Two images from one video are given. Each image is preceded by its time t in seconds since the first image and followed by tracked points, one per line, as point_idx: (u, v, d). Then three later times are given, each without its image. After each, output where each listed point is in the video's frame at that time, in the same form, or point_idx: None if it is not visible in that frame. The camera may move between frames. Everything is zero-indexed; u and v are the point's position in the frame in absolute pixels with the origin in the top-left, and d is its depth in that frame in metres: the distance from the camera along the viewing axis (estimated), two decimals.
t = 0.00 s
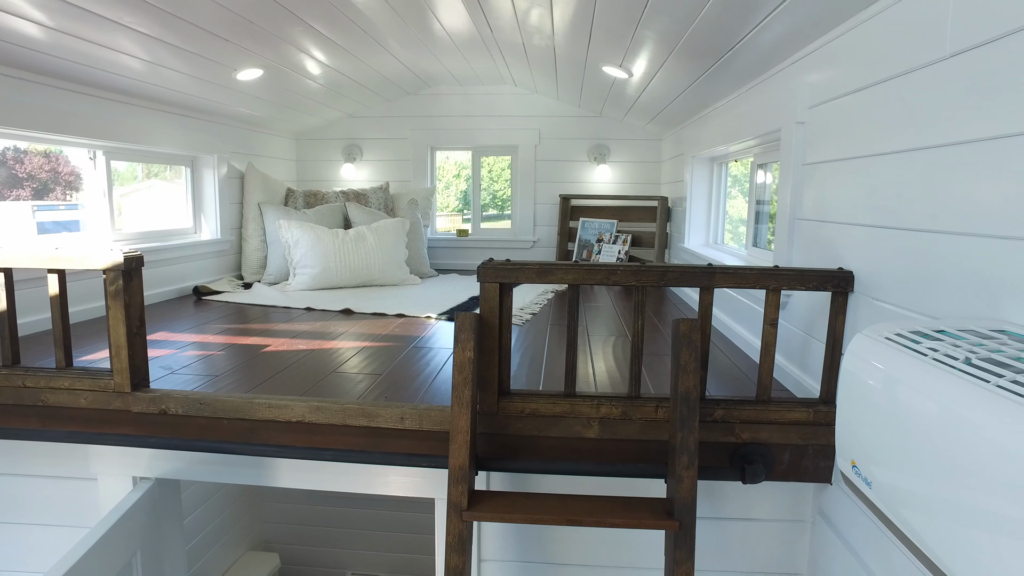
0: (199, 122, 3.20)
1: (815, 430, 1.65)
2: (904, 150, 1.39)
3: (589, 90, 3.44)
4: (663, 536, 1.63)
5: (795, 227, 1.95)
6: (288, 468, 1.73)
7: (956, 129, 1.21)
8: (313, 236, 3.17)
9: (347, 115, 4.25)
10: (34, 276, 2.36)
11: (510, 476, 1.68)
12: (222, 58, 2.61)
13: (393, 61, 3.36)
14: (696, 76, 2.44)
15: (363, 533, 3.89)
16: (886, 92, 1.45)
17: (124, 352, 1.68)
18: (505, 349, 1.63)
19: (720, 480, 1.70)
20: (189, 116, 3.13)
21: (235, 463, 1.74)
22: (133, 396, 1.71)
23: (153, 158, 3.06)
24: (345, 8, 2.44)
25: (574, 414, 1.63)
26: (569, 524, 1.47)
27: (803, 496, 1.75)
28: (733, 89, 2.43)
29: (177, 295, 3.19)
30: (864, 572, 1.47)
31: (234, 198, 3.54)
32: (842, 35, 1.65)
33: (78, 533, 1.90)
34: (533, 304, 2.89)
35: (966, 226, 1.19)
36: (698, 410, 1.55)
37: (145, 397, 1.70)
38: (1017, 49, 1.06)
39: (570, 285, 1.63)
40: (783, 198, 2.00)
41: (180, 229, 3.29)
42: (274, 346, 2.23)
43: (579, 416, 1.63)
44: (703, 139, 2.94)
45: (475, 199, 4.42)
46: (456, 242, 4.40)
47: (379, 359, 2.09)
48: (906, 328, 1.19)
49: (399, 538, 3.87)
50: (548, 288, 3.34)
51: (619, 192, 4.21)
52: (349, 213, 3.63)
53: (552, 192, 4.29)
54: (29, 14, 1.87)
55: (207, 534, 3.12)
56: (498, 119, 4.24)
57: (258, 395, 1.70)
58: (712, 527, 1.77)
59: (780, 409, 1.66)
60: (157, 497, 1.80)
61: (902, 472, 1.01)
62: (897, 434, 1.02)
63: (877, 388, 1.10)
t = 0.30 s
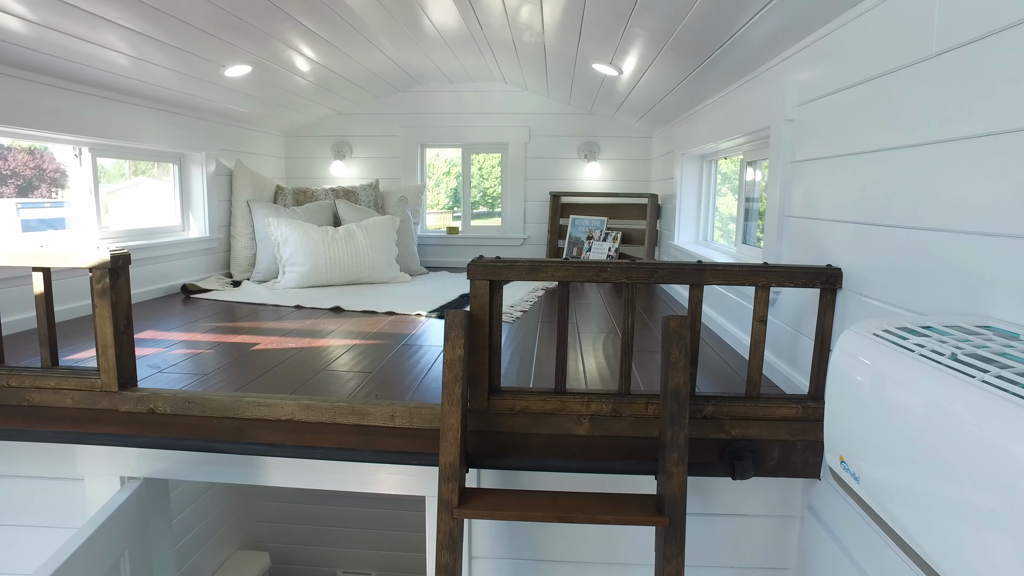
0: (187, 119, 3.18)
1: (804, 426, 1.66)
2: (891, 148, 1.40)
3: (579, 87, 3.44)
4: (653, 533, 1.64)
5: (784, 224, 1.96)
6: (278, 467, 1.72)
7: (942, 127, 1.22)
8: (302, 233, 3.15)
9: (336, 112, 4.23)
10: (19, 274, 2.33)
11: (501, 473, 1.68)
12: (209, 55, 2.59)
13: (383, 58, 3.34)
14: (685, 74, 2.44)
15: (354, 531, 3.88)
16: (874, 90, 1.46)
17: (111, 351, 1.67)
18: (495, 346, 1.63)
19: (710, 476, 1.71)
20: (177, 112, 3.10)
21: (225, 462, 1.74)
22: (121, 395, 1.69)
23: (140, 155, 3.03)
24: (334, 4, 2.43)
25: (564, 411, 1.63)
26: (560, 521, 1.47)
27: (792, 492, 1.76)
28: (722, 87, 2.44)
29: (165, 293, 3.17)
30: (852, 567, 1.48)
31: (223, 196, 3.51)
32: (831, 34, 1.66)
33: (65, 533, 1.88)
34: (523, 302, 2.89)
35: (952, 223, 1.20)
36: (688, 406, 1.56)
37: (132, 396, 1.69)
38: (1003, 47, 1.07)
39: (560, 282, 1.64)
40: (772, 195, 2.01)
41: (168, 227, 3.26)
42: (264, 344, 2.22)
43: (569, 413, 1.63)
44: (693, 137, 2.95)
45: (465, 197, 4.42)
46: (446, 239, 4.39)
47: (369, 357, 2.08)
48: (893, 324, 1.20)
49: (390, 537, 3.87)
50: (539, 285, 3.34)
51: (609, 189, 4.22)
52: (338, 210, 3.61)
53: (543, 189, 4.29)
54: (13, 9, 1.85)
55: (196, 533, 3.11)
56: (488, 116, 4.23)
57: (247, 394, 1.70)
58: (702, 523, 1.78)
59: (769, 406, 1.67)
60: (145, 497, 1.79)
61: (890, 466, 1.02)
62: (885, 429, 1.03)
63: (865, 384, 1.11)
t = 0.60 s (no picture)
0: (172, 115, 3.15)
1: (791, 421, 1.67)
2: (877, 145, 1.41)
3: (567, 84, 3.44)
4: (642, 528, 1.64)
5: (771, 221, 1.97)
6: (266, 465, 1.71)
7: (927, 125, 1.23)
8: (290, 231, 3.14)
9: (323, 109, 4.21)
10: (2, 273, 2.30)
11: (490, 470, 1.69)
12: (195, 51, 2.57)
13: (371, 55, 3.33)
14: (673, 71, 2.45)
15: (343, 529, 3.87)
16: (861, 87, 1.47)
17: (95, 350, 1.65)
18: (484, 344, 1.63)
19: (698, 471, 1.72)
20: (162, 108, 3.07)
21: (212, 460, 1.72)
22: (105, 394, 1.68)
23: (124, 151, 3.00)
24: None
25: (553, 407, 1.64)
26: (549, 517, 1.47)
27: (779, 487, 1.78)
28: (709, 84, 2.45)
29: (150, 291, 3.14)
30: (838, 560, 1.50)
31: (209, 193, 3.49)
32: (817, 32, 1.66)
33: (49, 534, 1.86)
34: (511, 299, 2.90)
35: (937, 220, 1.21)
36: (677, 402, 1.57)
37: (117, 395, 1.67)
38: (987, 46, 1.08)
39: (548, 279, 1.64)
40: (760, 192, 2.02)
41: (153, 225, 3.23)
42: (251, 342, 2.21)
43: (558, 410, 1.64)
44: (681, 134, 2.96)
45: (453, 194, 4.41)
46: (435, 236, 4.38)
47: (358, 355, 2.08)
48: (879, 320, 1.21)
49: (379, 535, 3.86)
50: (527, 282, 3.34)
51: (598, 187, 4.23)
52: (326, 207, 3.59)
53: (531, 186, 4.29)
54: None
55: (183, 533, 3.09)
56: (477, 113, 4.23)
57: (235, 392, 1.69)
58: (690, 518, 1.79)
59: (757, 401, 1.68)
60: (131, 497, 1.78)
61: (875, 460, 1.03)
62: (872, 424, 1.03)
63: (852, 380, 1.11)
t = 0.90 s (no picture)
0: (159, 112, 3.12)
1: (780, 417, 1.69)
2: (865, 143, 1.42)
3: (557, 81, 3.44)
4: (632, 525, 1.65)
5: (760, 218, 1.98)
6: (256, 464, 1.71)
7: (915, 123, 1.24)
8: (280, 229, 3.12)
9: (312, 106, 4.18)
10: None
11: (481, 467, 1.69)
12: (182, 47, 2.55)
13: (360, 52, 3.32)
14: (663, 69, 2.45)
15: (333, 528, 3.87)
16: (849, 86, 1.48)
17: (82, 349, 1.64)
18: (474, 342, 1.63)
19: (688, 468, 1.72)
20: (149, 105, 3.05)
21: (201, 460, 1.71)
22: (92, 393, 1.67)
23: (110, 149, 2.97)
24: None
25: (543, 405, 1.64)
26: (540, 515, 1.48)
27: (768, 482, 1.79)
28: (699, 82, 2.45)
29: (138, 290, 3.12)
30: (826, 555, 1.51)
31: (197, 191, 3.47)
32: (806, 30, 1.67)
33: (35, 535, 1.85)
34: (501, 296, 2.90)
35: (924, 218, 1.22)
36: (666, 399, 1.57)
37: (105, 395, 1.66)
38: (975, 44, 1.09)
39: (538, 277, 1.64)
40: (749, 189, 2.03)
41: (140, 223, 3.21)
42: (240, 341, 2.20)
43: (548, 407, 1.64)
44: (670, 131, 2.97)
45: (443, 191, 4.41)
46: (425, 234, 4.37)
47: (348, 353, 2.07)
48: (866, 317, 1.22)
49: (370, 533, 3.86)
50: (518, 280, 3.34)
51: (587, 184, 4.23)
52: (315, 204, 3.58)
53: (521, 184, 4.29)
54: None
55: (172, 533, 3.07)
56: (467, 110, 4.22)
57: (224, 391, 1.68)
58: (680, 514, 1.80)
59: (746, 398, 1.69)
60: (119, 497, 1.76)
61: (863, 456, 1.03)
62: (859, 419, 1.04)
63: (840, 376, 1.12)
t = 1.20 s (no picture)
0: (145, 108, 3.10)
1: (769, 413, 1.70)
2: (853, 140, 1.43)
3: (547, 78, 3.44)
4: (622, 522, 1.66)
5: (749, 215, 1.99)
6: (245, 463, 1.70)
7: (902, 121, 1.25)
8: (269, 226, 3.10)
9: (300, 103, 4.16)
10: None
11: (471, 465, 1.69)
12: (168, 43, 2.53)
13: (349, 49, 3.31)
14: (652, 66, 2.46)
15: (323, 527, 3.85)
16: (837, 84, 1.49)
17: (67, 348, 1.62)
18: (463, 339, 1.63)
19: (677, 464, 1.73)
20: (135, 102, 3.02)
21: (190, 459, 1.70)
22: (78, 393, 1.65)
23: (96, 146, 2.95)
24: None
25: (533, 402, 1.64)
26: (530, 512, 1.48)
27: (757, 478, 1.80)
28: (688, 79, 2.46)
29: (125, 288, 3.09)
30: (814, 549, 1.52)
31: (184, 188, 3.45)
32: (795, 28, 1.68)
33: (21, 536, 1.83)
34: (491, 294, 2.90)
35: (910, 215, 1.23)
36: (656, 396, 1.58)
37: (91, 394, 1.65)
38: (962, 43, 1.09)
39: (528, 274, 1.64)
40: (737, 187, 2.04)
41: (127, 220, 3.18)
42: (229, 339, 2.18)
43: (538, 404, 1.64)
44: (660, 129, 2.97)
45: (433, 188, 4.40)
46: (414, 231, 4.36)
47: (337, 351, 2.06)
48: (853, 313, 1.23)
49: (361, 532, 3.85)
50: (508, 277, 3.34)
51: (577, 181, 4.24)
52: (304, 202, 3.57)
53: (511, 181, 4.29)
54: None
55: (160, 534, 3.05)
56: (456, 108, 4.21)
57: (212, 389, 1.67)
58: (669, 510, 1.81)
59: (735, 394, 1.69)
60: (106, 497, 1.75)
61: (850, 452, 1.04)
62: (847, 415, 1.05)
63: (828, 371, 1.13)
